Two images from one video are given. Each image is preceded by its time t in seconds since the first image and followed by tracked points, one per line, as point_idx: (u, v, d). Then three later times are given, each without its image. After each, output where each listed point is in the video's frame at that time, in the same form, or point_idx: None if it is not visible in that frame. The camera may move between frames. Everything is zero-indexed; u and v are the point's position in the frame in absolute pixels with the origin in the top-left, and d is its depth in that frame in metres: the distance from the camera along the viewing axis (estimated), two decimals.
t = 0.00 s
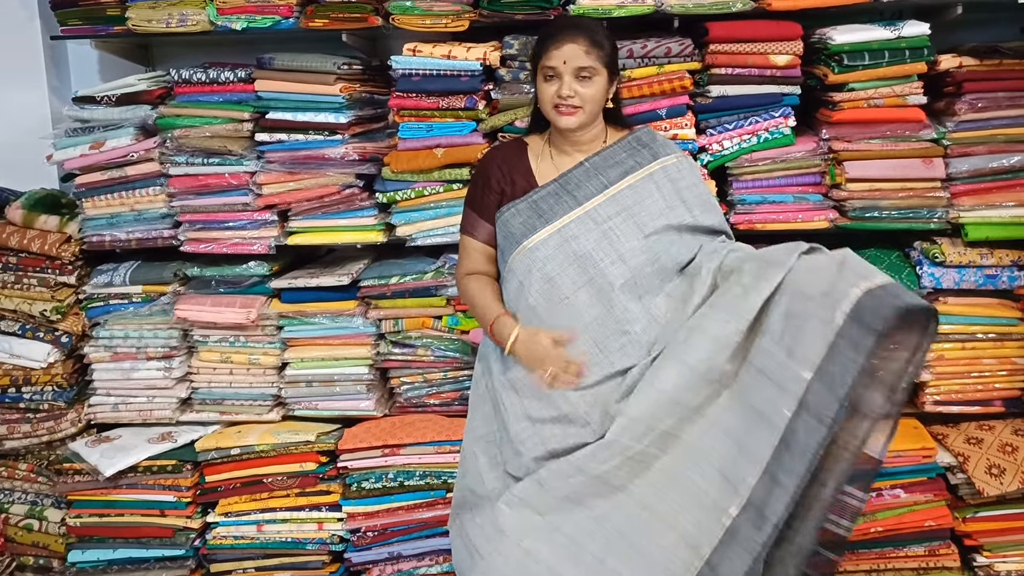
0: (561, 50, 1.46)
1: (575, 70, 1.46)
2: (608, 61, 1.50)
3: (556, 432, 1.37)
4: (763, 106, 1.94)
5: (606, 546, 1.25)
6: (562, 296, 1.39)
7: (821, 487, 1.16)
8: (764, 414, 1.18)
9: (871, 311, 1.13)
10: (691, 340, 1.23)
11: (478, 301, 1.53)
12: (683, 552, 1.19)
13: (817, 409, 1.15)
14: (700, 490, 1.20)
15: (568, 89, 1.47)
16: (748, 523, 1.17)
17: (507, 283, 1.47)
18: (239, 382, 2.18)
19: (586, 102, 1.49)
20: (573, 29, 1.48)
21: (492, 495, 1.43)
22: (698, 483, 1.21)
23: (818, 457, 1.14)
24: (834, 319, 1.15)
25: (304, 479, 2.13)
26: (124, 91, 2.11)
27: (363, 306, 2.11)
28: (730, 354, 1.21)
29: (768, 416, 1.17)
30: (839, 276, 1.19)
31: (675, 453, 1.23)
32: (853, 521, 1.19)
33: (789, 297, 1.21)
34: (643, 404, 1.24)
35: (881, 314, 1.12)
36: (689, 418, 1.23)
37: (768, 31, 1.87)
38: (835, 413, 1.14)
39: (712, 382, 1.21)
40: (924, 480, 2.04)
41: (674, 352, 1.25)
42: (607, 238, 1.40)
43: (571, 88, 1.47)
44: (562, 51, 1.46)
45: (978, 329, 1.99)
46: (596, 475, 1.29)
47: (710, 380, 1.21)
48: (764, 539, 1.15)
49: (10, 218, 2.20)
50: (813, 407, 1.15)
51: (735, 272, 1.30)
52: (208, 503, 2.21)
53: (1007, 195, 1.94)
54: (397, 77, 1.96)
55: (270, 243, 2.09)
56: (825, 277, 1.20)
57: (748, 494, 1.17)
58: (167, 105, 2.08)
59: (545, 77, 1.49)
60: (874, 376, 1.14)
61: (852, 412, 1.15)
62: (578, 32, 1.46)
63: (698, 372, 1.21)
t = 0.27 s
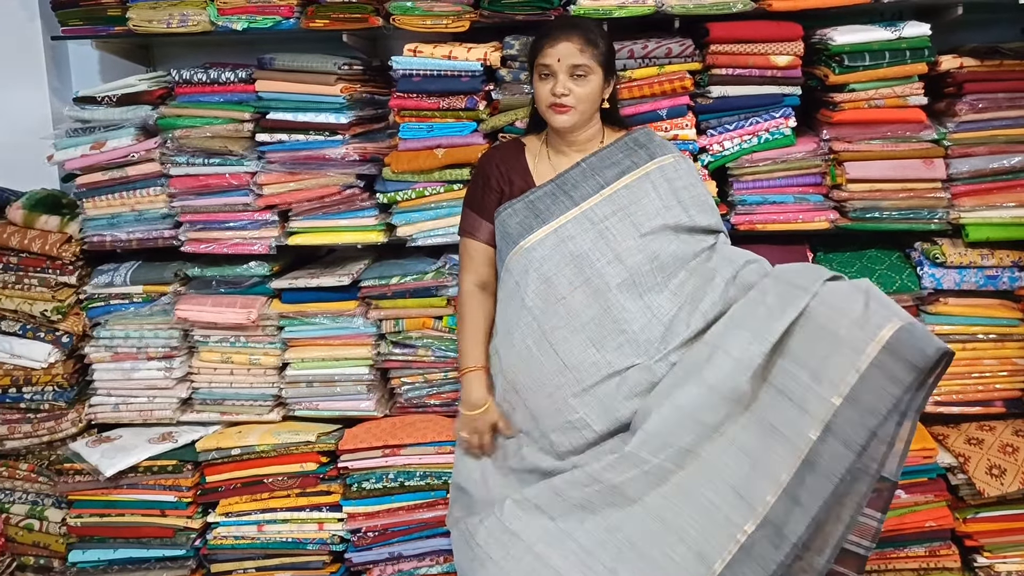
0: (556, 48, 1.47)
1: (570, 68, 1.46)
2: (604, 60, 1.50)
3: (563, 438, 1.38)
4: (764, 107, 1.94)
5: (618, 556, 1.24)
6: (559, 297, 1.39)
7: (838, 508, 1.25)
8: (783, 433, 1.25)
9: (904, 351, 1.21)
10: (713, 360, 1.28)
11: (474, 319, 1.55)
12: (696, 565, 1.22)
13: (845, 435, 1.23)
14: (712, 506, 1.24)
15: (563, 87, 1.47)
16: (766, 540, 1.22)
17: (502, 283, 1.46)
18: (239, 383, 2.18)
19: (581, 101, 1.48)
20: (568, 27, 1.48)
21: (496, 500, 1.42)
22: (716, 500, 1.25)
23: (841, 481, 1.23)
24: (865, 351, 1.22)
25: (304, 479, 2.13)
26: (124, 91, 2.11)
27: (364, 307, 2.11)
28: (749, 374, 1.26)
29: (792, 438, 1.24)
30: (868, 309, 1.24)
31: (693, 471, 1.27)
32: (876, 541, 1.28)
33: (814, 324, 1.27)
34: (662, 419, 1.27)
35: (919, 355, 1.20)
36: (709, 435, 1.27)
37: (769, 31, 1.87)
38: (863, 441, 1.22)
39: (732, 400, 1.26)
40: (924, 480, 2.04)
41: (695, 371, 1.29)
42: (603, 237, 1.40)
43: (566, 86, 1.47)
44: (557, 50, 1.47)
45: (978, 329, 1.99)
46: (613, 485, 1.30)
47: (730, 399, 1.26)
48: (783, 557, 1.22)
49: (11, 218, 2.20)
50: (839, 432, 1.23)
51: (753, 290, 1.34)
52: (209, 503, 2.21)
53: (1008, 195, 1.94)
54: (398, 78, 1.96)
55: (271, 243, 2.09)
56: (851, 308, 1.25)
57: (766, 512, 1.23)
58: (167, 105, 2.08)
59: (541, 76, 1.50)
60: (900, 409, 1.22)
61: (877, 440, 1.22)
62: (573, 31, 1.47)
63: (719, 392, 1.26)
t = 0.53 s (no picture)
0: (553, 51, 1.47)
1: (567, 71, 1.47)
2: (600, 62, 1.50)
3: (560, 440, 1.36)
4: (765, 107, 1.94)
5: (619, 557, 1.28)
6: (555, 297, 1.39)
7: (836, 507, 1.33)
8: (784, 436, 1.31)
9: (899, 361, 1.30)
10: (715, 367, 1.30)
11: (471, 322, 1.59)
12: (696, 564, 1.26)
13: (845, 440, 1.30)
14: (712, 507, 1.29)
15: (559, 90, 1.47)
16: (768, 539, 1.27)
17: (500, 283, 1.47)
18: (240, 383, 2.18)
19: (578, 103, 1.49)
20: (565, 30, 1.48)
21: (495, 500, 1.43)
22: (718, 502, 1.29)
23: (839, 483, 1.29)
24: (862, 358, 1.31)
25: (305, 480, 2.13)
26: (125, 91, 2.11)
27: (365, 307, 2.11)
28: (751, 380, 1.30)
29: (792, 439, 1.31)
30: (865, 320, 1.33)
31: (697, 475, 1.31)
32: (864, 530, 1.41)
33: (813, 332, 1.34)
34: (668, 428, 1.28)
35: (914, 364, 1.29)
36: (710, 438, 1.31)
37: (770, 31, 1.87)
38: (863, 446, 1.29)
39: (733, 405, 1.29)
40: (926, 481, 2.04)
41: (697, 376, 1.30)
42: (599, 238, 1.40)
43: (562, 89, 1.47)
44: (553, 52, 1.47)
45: (980, 330, 1.98)
46: (614, 488, 1.30)
47: (732, 405, 1.29)
48: (783, 554, 1.27)
49: (12, 219, 2.20)
50: (839, 435, 1.30)
51: (752, 295, 1.38)
52: (209, 503, 2.21)
53: (1009, 195, 1.93)
54: (399, 78, 1.96)
55: (271, 244, 2.09)
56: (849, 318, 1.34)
57: (766, 511, 1.28)
58: (168, 105, 2.08)
59: (537, 78, 1.50)
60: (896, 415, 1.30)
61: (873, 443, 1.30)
62: (569, 33, 1.47)
63: (723, 400, 1.28)
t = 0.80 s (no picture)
0: (546, 48, 1.48)
1: (560, 68, 1.49)
2: (592, 60, 1.52)
3: (556, 441, 1.35)
4: (765, 107, 1.94)
5: (621, 556, 1.29)
6: (549, 297, 1.39)
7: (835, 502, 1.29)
8: (780, 432, 1.30)
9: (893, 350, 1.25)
10: (709, 364, 1.28)
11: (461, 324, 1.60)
12: (696, 562, 1.26)
13: (839, 433, 1.26)
14: (711, 504, 1.29)
15: (553, 87, 1.49)
16: (766, 536, 1.26)
17: (494, 284, 1.47)
18: (241, 383, 2.18)
19: (571, 101, 1.50)
20: (557, 28, 1.50)
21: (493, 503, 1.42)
22: (717, 500, 1.29)
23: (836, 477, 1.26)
24: (853, 350, 1.27)
25: (306, 480, 2.13)
26: (126, 91, 2.11)
27: (365, 307, 2.11)
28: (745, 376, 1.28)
29: (787, 434, 1.29)
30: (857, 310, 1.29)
31: (696, 473, 1.31)
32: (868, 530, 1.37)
33: (802, 324, 1.31)
34: (666, 429, 1.27)
35: (905, 353, 1.24)
36: (708, 435, 1.31)
37: (771, 31, 1.87)
38: (856, 438, 1.25)
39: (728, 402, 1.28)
40: (926, 481, 2.04)
41: (691, 374, 1.29)
42: (593, 237, 1.40)
43: (556, 86, 1.49)
44: (546, 50, 1.48)
45: (980, 330, 1.98)
46: (613, 488, 1.30)
47: (726, 403, 1.28)
48: (781, 551, 1.26)
49: (12, 219, 2.20)
50: (834, 430, 1.27)
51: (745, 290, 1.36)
52: (210, 503, 2.21)
53: (1009, 195, 1.94)
54: (399, 78, 1.96)
55: (272, 244, 2.09)
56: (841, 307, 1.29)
57: (762, 506, 1.27)
58: (168, 105, 2.08)
59: (530, 76, 1.51)
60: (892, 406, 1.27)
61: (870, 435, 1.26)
62: (562, 31, 1.49)
63: (717, 397, 1.27)
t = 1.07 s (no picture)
0: (537, 47, 1.48)
1: (552, 66, 1.48)
2: (583, 59, 1.52)
3: (549, 444, 1.34)
4: (765, 107, 1.94)
5: (618, 558, 1.25)
6: (543, 297, 1.38)
7: (835, 503, 1.25)
8: (773, 429, 1.26)
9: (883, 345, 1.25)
10: (701, 362, 1.26)
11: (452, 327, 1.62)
12: (693, 563, 1.22)
13: (831, 428, 1.25)
14: (708, 504, 1.25)
15: (545, 85, 1.48)
16: (762, 536, 1.22)
17: (488, 286, 1.47)
18: (241, 383, 2.18)
19: (563, 98, 1.49)
20: (548, 26, 1.51)
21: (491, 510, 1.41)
22: (711, 499, 1.25)
23: (830, 473, 1.23)
24: (844, 344, 1.26)
25: (306, 480, 2.13)
26: (126, 92, 2.11)
27: (365, 307, 2.11)
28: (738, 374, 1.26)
29: (780, 431, 1.26)
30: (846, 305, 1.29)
31: (691, 473, 1.27)
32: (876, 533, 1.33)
33: (794, 321, 1.31)
34: (658, 428, 1.24)
35: (895, 347, 1.24)
36: (702, 434, 1.28)
37: (771, 31, 1.87)
38: (850, 433, 1.23)
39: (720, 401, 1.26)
40: (926, 480, 2.04)
41: (683, 372, 1.27)
42: (585, 235, 1.40)
43: (548, 84, 1.48)
44: (538, 48, 1.48)
45: (980, 330, 1.98)
46: (607, 489, 1.27)
47: (719, 400, 1.26)
48: (778, 551, 1.21)
49: (12, 219, 2.20)
50: (826, 426, 1.25)
51: (735, 289, 1.35)
52: (210, 504, 2.21)
53: (1009, 196, 1.94)
54: (399, 78, 1.96)
55: (272, 244, 2.09)
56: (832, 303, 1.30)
57: (759, 505, 1.23)
58: (168, 106, 2.08)
59: (521, 75, 1.51)
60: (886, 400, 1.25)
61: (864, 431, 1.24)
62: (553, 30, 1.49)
63: (710, 394, 1.25)
